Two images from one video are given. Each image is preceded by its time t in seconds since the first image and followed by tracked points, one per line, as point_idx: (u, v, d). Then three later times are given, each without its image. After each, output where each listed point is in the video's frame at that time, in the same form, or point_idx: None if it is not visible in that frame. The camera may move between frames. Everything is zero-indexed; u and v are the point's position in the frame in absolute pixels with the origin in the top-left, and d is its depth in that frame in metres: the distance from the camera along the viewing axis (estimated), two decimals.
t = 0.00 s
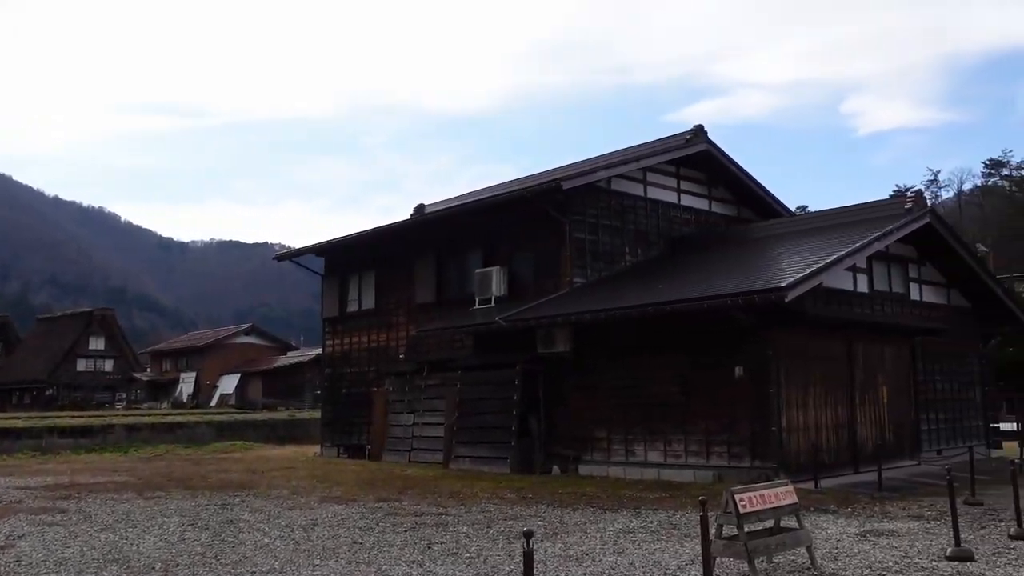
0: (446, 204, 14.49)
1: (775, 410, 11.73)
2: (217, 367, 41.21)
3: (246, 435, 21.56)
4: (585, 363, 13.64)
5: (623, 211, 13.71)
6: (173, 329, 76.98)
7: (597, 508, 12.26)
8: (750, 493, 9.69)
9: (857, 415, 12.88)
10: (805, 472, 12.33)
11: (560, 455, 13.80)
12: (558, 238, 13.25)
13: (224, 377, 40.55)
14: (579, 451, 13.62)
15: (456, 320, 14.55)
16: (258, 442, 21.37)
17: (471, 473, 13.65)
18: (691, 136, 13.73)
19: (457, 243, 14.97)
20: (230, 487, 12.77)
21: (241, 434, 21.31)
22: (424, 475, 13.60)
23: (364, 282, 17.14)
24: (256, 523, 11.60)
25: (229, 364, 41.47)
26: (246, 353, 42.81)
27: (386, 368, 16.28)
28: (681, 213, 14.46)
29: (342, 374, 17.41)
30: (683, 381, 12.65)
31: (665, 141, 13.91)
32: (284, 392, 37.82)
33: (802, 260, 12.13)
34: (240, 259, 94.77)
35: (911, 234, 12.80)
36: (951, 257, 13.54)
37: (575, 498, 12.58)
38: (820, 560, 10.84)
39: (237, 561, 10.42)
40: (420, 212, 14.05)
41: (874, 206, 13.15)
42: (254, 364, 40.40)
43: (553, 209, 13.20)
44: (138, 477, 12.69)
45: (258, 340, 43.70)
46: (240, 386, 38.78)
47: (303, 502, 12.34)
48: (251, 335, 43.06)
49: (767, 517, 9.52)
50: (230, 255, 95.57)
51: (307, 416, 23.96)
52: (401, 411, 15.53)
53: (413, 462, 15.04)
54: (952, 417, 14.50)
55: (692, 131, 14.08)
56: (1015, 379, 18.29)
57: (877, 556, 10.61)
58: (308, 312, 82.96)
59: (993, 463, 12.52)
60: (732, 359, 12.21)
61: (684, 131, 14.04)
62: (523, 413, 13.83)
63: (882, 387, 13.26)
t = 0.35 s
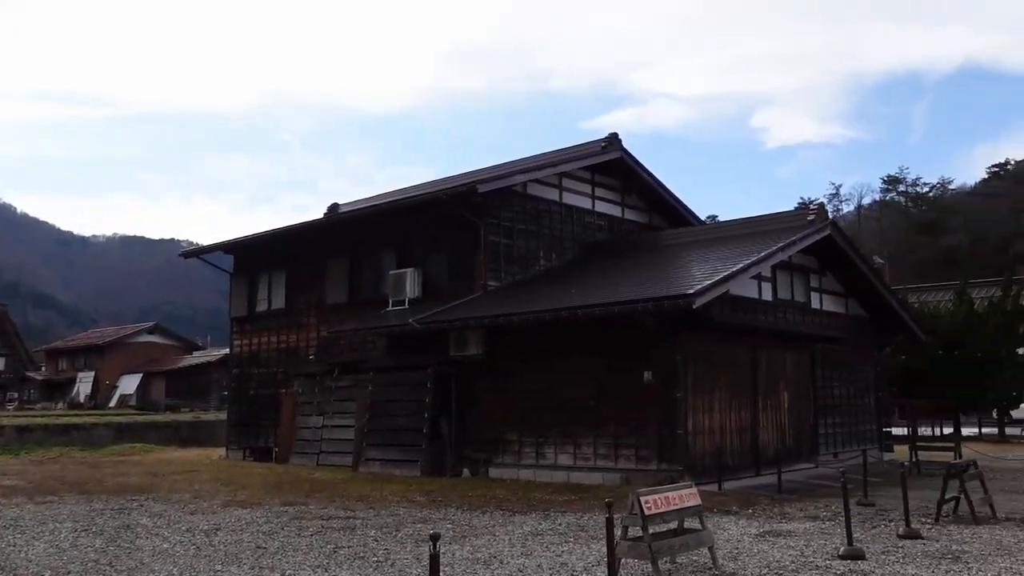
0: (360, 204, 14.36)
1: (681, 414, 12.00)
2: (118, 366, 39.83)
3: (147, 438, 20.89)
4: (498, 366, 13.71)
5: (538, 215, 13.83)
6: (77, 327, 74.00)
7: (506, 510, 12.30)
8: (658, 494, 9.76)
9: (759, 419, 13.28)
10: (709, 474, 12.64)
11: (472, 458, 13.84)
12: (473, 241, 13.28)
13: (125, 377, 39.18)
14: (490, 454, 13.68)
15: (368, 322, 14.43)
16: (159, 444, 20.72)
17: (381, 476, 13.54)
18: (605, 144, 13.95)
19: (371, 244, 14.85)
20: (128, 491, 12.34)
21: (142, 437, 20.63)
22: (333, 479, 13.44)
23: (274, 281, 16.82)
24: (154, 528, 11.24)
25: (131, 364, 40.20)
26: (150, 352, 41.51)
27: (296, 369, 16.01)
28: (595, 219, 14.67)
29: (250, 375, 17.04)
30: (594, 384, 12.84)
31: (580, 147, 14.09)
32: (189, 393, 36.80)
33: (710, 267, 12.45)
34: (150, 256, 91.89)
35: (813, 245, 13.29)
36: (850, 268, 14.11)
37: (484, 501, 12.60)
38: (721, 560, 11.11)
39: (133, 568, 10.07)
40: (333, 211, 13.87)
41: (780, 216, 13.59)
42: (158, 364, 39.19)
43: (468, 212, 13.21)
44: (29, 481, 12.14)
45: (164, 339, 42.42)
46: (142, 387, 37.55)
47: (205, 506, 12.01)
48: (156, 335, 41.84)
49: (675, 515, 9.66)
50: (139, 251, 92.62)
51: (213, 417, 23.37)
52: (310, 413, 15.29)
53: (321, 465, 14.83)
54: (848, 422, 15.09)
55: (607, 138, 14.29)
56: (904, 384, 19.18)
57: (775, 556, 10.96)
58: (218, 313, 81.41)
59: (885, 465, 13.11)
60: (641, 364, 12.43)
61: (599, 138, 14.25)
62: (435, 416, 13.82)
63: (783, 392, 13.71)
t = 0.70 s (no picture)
0: (274, 197, 14.11)
1: (593, 413, 12.17)
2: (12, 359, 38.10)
3: (42, 435, 20.04)
4: (413, 364, 13.67)
5: (455, 213, 13.84)
6: None
7: (417, 509, 12.25)
8: (568, 492, 9.84)
9: (668, 419, 13.56)
10: (619, 473, 12.85)
11: (384, 456, 13.76)
12: (389, 238, 13.21)
13: (22, 371, 37.50)
14: (403, 452, 13.63)
15: (280, 317, 14.20)
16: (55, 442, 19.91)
17: (290, 475, 13.32)
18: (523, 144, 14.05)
19: (284, 238, 14.62)
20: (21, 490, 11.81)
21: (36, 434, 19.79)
22: (240, 478, 13.19)
23: (182, 273, 16.38)
24: (48, 529, 10.79)
25: (27, 356, 38.58)
26: (48, 345, 39.83)
27: (204, 364, 15.63)
28: (512, 218, 14.75)
29: (155, 370, 16.56)
30: (507, 383, 12.93)
31: (498, 147, 14.15)
32: (89, 389, 35.48)
33: (623, 269, 12.64)
34: (56, 245, 88.18)
35: (723, 249, 13.65)
36: (757, 273, 14.55)
37: (395, 500, 12.52)
38: (627, 557, 11.30)
39: (24, 570, 9.64)
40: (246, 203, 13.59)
41: (692, 221, 13.91)
42: (56, 357, 37.63)
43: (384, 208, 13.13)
44: None
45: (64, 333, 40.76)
46: (38, 381, 36.00)
47: (104, 506, 11.60)
48: (55, 326, 40.20)
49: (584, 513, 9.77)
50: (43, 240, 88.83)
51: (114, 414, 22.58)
52: (218, 410, 14.94)
53: (228, 463, 14.51)
54: (753, 422, 15.56)
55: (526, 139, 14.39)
56: (806, 385, 19.87)
57: (680, 552, 11.20)
58: (122, 305, 78.80)
59: (786, 464, 13.57)
60: (555, 363, 12.55)
61: (518, 138, 14.34)
62: (348, 413, 13.70)
63: (692, 392, 14.04)
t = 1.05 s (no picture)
0: (192, 186, 13.80)
1: (513, 408, 12.21)
2: None
3: None
4: (333, 359, 13.55)
5: (379, 207, 13.74)
6: None
7: (334, 505, 12.09)
8: (487, 487, 9.84)
9: (588, 414, 13.72)
10: (538, 468, 12.93)
11: (302, 451, 13.57)
12: (311, 229, 13.05)
13: None
14: (321, 447, 13.47)
15: (197, 308, 13.89)
16: None
17: (204, 470, 13.02)
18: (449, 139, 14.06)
19: (202, 227, 14.31)
20: None
21: None
22: (151, 474, 12.83)
23: (93, 262, 15.88)
24: None
25: None
26: None
27: (115, 356, 15.20)
28: (437, 213, 14.73)
29: (62, 362, 16.03)
30: (428, 378, 12.89)
31: (424, 140, 14.11)
32: None
33: (546, 265, 12.74)
34: None
35: (645, 248, 13.89)
36: (677, 271, 14.86)
37: (312, 496, 12.34)
38: (545, 551, 11.36)
39: None
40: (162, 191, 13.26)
41: (615, 219, 14.11)
42: None
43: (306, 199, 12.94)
44: None
45: None
46: None
47: (4, 504, 11.12)
48: None
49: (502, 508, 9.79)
50: None
51: (16, 408, 21.71)
52: (129, 404, 14.52)
53: (139, 457, 14.11)
54: (670, 418, 15.87)
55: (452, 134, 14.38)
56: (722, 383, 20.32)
57: (596, 546, 11.32)
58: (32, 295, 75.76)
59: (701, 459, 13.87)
60: (477, 359, 12.56)
61: (444, 133, 14.32)
62: (266, 407, 13.50)
63: (612, 388, 14.24)
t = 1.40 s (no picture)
0: (116, 174, 13.44)
1: (444, 404, 12.16)
2: None
3: None
4: (262, 353, 13.36)
5: (310, 200, 13.54)
6: None
7: (259, 502, 11.88)
8: (413, 484, 9.74)
9: (519, 410, 13.77)
10: (468, 464, 12.93)
11: (229, 447, 13.33)
12: (240, 221, 12.81)
13: None
14: (248, 442, 13.26)
15: (119, 299, 13.52)
16: None
17: (125, 467, 12.67)
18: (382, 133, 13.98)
19: (126, 217, 13.95)
20: None
21: None
22: (68, 471, 12.44)
23: (10, 252, 15.40)
24: None
25: None
26: None
27: (32, 349, 14.79)
28: (370, 207, 14.62)
29: None
30: (358, 374, 12.78)
31: (357, 134, 13.99)
32: None
33: (479, 261, 12.73)
34: None
35: (577, 246, 14.01)
36: (608, 270, 15.04)
37: (237, 492, 12.10)
38: (473, 547, 11.32)
39: None
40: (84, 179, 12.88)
41: (548, 216, 14.19)
42: None
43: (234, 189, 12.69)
44: None
45: None
46: None
47: None
48: None
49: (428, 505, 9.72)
50: None
51: None
52: (46, 399, 14.08)
53: (56, 454, 13.67)
54: (600, 415, 16.05)
55: (386, 128, 14.29)
56: (650, 379, 20.61)
57: (524, 541, 11.35)
58: None
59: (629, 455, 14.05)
60: (408, 355, 12.50)
61: (377, 126, 14.23)
62: (191, 402, 13.27)
63: (543, 384, 14.33)
